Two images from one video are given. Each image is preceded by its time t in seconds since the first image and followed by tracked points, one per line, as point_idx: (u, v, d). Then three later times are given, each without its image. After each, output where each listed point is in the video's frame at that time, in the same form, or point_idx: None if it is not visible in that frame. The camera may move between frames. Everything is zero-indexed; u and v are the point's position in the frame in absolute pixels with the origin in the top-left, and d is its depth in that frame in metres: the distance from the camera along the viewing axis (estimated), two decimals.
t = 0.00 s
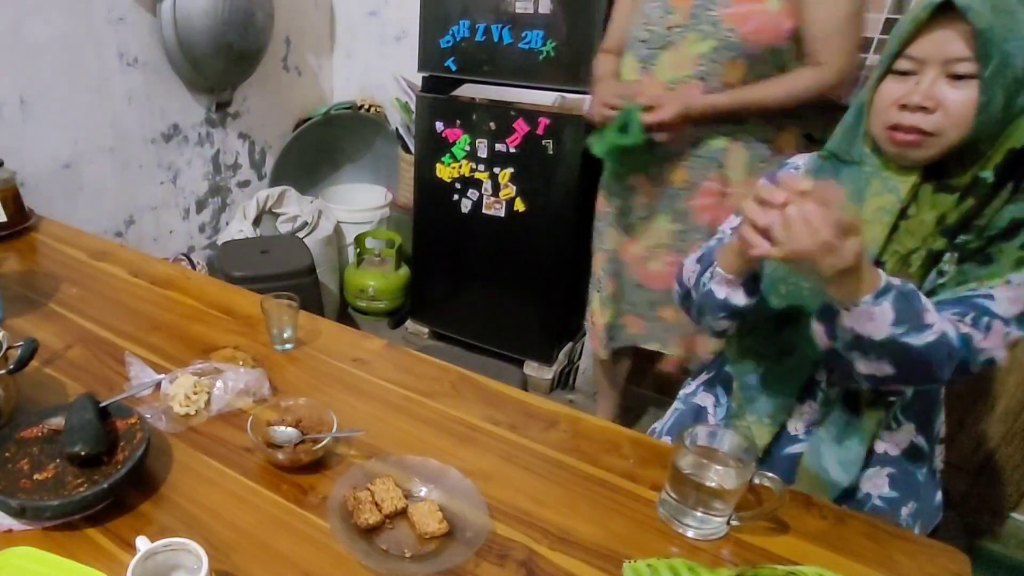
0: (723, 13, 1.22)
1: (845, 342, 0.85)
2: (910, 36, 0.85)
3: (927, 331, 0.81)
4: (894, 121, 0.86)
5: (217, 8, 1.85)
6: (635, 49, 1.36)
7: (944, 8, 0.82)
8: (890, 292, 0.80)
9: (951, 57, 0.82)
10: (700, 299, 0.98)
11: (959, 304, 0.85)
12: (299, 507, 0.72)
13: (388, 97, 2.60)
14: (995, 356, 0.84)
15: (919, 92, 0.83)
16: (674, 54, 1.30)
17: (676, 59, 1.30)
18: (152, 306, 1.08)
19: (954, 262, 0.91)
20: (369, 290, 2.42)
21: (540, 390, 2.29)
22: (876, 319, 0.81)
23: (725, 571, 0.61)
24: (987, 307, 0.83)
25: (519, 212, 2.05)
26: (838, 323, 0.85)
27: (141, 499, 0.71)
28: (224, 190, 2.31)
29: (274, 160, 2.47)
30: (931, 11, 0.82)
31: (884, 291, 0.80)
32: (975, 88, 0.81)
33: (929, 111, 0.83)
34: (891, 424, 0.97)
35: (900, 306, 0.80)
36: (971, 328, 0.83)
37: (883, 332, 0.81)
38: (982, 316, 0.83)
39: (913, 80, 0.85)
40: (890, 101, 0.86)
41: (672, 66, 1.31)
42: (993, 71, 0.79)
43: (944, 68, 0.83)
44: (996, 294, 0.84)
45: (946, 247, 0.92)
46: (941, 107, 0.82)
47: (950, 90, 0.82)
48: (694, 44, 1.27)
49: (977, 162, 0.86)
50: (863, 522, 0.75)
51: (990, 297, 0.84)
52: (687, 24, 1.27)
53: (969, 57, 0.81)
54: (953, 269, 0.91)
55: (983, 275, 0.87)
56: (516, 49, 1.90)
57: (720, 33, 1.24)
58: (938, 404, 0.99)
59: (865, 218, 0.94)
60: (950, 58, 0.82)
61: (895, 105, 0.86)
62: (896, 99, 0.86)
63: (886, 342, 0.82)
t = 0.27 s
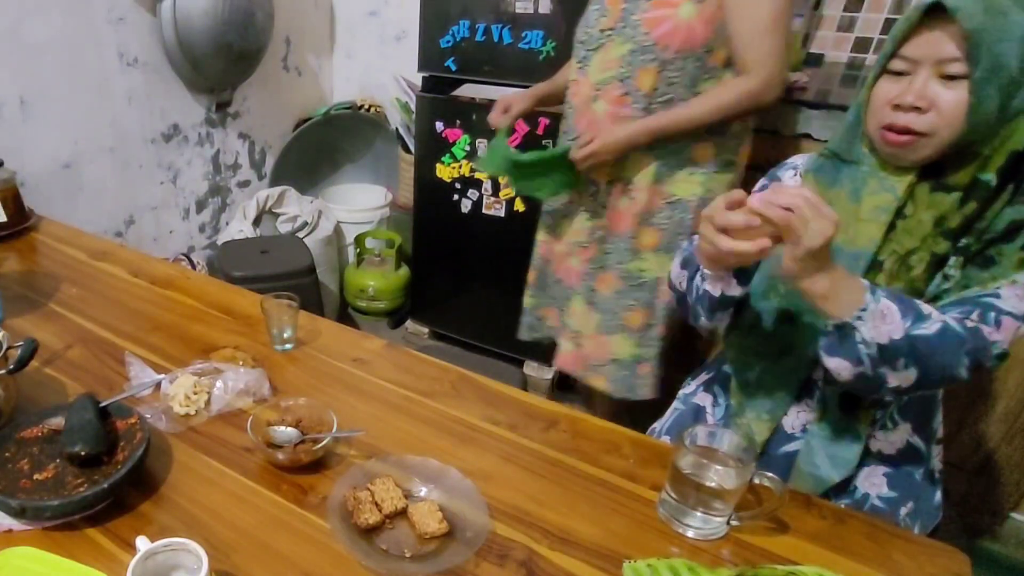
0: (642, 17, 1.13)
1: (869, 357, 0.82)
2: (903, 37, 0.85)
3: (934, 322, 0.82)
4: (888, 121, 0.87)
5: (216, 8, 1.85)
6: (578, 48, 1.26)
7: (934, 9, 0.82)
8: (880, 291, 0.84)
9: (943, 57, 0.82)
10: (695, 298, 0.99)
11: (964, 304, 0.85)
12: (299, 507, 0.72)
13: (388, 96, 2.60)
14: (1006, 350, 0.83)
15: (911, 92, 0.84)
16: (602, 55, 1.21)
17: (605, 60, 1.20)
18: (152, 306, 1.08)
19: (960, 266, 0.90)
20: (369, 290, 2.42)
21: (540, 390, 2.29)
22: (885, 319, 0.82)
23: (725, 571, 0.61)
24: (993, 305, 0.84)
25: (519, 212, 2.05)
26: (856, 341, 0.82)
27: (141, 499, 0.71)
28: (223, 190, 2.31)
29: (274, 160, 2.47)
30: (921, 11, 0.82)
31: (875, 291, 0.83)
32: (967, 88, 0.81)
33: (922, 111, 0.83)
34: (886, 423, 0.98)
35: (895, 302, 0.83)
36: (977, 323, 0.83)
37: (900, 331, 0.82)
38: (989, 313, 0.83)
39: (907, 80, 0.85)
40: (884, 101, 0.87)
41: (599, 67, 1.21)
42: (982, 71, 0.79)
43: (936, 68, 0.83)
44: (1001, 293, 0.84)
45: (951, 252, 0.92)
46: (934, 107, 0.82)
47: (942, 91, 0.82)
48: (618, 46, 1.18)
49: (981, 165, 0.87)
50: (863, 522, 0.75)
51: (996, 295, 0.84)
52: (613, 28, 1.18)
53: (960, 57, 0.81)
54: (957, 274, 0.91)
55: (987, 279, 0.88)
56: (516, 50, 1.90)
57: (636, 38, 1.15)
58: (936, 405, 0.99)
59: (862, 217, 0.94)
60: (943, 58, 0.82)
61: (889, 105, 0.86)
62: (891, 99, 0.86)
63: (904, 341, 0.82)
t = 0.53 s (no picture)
0: (571, 29, 1.17)
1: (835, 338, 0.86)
2: (900, 37, 0.86)
3: (917, 326, 0.81)
4: (885, 120, 0.87)
5: (217, 8, 1.85)
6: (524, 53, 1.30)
7: (929, 8, 0.83)
8: (879, 289, 0.81)
9: (941, 55, 0.82)
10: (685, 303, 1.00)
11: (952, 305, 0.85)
12: (299, 508, 0.72)
13: (388, 97, 2.60)
14: (983, 356, 0.83)
15: (908, 91, 0.85)
16: (540, 62, 1.25)
17: (543, 66, 1.23)
18: (152, 306, 1.08)
19: (945, 263, 0.90)
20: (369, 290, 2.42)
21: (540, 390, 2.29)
22: (865, 316, 0.82)
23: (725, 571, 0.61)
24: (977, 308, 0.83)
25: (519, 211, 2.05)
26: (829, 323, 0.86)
27: (140, 499, 0.71)
28: (224, 190, 2.31)
29: (274, 160, 2.47)
30: (917, 11, 0.83)
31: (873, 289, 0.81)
32: (963, 87, 0.82)
33: (918, 110, 0.84)
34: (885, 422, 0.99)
35: (886, 304, 0.81)
36: (961, 329, 0.82)
37: (873, 330, 0.83)
38: (974, 318, 0.82)
39: (903, 79, 0.86)
40: (880, 99, 0.87)
41: (539, 72, 1.25)
42: (977, 70, 0.80)
43: (932, 67, 0.83)
44: (988, 296, 0.83)
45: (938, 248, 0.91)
46: (930, 105, 0.83)
47: (939, 89, 0.83)
48: (551, 56, 1.21)
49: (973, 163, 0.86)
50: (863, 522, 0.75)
51: (982, 298, 0.83)
52: (550, 36, 1.22)
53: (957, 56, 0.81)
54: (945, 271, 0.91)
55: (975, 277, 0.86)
56: (516, 50, 1.89)
57: (565, 50, 1.19)
58: (936, 405, 0.99)
59: (858, 216, 0.95)
60: (939, 57, 0.83)
61: (885, 103, 0.87)
62: (887, 97, 0.87)
63: (877, 336, 0.83)
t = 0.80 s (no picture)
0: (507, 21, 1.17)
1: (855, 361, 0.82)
2: (901, 36, 0.86)
3: (925, 330, 0.80)
4: (887, 119, 0.88)
5: (217, 7, 1.85)
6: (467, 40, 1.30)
7: (931, 7, 0.82)
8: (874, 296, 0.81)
9: (942, 54, 0.82)
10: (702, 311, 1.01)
11: (959, 305, 0.85)
12: (299, 507, 0.72)
13: (388, 97, 2.60)
14: (997, 350, 0.83)
15: (910, 90, 0.84)
16: (479, 52, 1.25)
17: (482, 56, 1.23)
18: (152, 306, 1.08)
19: (953, 265, 0.92)
20: (369, 290, 2.41)
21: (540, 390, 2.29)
22: (874, 325, 0.80)
23: (725, 571, 0.61)
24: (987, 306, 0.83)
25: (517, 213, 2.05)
26: (843, 346, 0.82)
27: (141, 499, 0.71)
28: (223, 190, 2.31)
29: (274, 160, 2.47)
30: (918, 11, 0.83)
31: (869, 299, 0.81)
32: (965, 86, 0.82)
33: (920, 108, 0.84)
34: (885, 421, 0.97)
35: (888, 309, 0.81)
36: (970, 328, 0.82)
37: (888, 338, 0.80)
38: (982, 315, 0.82)
39: (905, 78, 0.86)
40: (882, 98, 0.87)
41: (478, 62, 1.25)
42: (980, 70, 0.80)
43: (934, 66, 0.83)
44: (995, 293, 0.84)
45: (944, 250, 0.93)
46: (932, 104, 0.83)
47: (941, 88, 0.83)
48: (489, 47, 1.21)
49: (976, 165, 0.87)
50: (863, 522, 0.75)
51: (990, 297, 0.84)
52: (490, 27, 1.22)
53: (959, 55, 0.82)
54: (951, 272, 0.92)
55: (982, 276, 0.87)
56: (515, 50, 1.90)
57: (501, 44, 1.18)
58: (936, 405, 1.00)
59: (858, 216, 0.95)
60: (941, 56, 0.83)
61: (887, 102, 0.87)
62: (889, 96, 0.87)
63: (892, 348, 0.80)
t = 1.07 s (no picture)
0: (468, 28, 1.15)
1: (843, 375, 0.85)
2: (906, 36, 0.85)
3: (917, 348, 0.82)
4: (891, 118, 0.87)
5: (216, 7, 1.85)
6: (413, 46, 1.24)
7: (935, 7, 0.82)
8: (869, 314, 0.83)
9: (945, 55, 0.82)
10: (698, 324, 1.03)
11: (961, 318, 0.86)
12: (299, 507, 0.72)
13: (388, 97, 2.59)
14: (993, 367, 0.85)
15: (913, 90, 0.84)
16: (433, 57, 1.20)
17: (437, 60, 1.19)
18: (151, 307, 1.08)
19: (957, 270, 0.93)
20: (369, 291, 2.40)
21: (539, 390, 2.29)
22: (864, 343, 0.83)
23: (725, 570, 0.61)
24: (985, 320, 0.84)
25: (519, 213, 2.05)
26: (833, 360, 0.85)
27: (141, 499, 0.71)
28: (223, 190, 2.31)
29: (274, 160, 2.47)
30: (923, 10, 0.83)
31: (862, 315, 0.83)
32: (968, 87, 0.82)
33: (923, 109, 0.84)
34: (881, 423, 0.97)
35: (881, 327, 0.83)
36: (968, 342, 0.83)
37: (877, 354, 0.83)
38: (981, 329, 0.84)
39: (908, 78, 0.86)
40: (885, 98, 0.87)
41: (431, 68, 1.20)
42: (983, 70, 0.80)
43: (937, 66, 0.83)
44: (995, 304, 0.85)
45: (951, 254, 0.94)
46: (936, 104, 0.83)
47: (943, 88, 0.83)
48: (445, 53, 1.18)
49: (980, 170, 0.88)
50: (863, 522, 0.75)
51: (990, 309, 0.85)
52: (444, 33, 1.19)
53: (962, 55, 0.82)
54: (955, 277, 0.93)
55: (983, 287, 0.88)
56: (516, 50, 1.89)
57: (462, 50, 1.16)
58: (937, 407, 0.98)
59: (860, 217, 0.94)
60: (944, 56, 0.83)
61: (891, 102, 0.87)
62: (892, 96, 0.87)
63: (880, 364, 0.83)
